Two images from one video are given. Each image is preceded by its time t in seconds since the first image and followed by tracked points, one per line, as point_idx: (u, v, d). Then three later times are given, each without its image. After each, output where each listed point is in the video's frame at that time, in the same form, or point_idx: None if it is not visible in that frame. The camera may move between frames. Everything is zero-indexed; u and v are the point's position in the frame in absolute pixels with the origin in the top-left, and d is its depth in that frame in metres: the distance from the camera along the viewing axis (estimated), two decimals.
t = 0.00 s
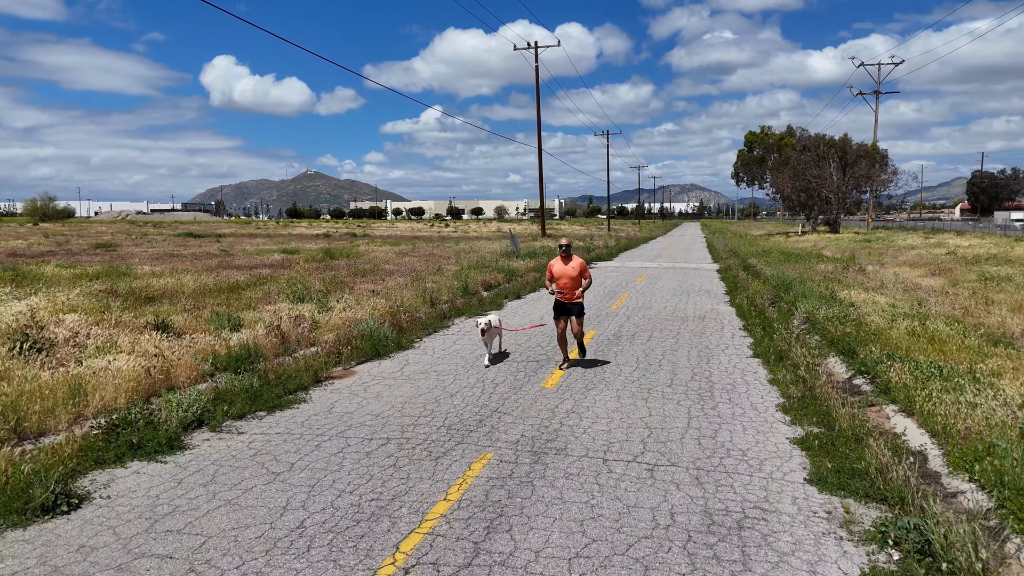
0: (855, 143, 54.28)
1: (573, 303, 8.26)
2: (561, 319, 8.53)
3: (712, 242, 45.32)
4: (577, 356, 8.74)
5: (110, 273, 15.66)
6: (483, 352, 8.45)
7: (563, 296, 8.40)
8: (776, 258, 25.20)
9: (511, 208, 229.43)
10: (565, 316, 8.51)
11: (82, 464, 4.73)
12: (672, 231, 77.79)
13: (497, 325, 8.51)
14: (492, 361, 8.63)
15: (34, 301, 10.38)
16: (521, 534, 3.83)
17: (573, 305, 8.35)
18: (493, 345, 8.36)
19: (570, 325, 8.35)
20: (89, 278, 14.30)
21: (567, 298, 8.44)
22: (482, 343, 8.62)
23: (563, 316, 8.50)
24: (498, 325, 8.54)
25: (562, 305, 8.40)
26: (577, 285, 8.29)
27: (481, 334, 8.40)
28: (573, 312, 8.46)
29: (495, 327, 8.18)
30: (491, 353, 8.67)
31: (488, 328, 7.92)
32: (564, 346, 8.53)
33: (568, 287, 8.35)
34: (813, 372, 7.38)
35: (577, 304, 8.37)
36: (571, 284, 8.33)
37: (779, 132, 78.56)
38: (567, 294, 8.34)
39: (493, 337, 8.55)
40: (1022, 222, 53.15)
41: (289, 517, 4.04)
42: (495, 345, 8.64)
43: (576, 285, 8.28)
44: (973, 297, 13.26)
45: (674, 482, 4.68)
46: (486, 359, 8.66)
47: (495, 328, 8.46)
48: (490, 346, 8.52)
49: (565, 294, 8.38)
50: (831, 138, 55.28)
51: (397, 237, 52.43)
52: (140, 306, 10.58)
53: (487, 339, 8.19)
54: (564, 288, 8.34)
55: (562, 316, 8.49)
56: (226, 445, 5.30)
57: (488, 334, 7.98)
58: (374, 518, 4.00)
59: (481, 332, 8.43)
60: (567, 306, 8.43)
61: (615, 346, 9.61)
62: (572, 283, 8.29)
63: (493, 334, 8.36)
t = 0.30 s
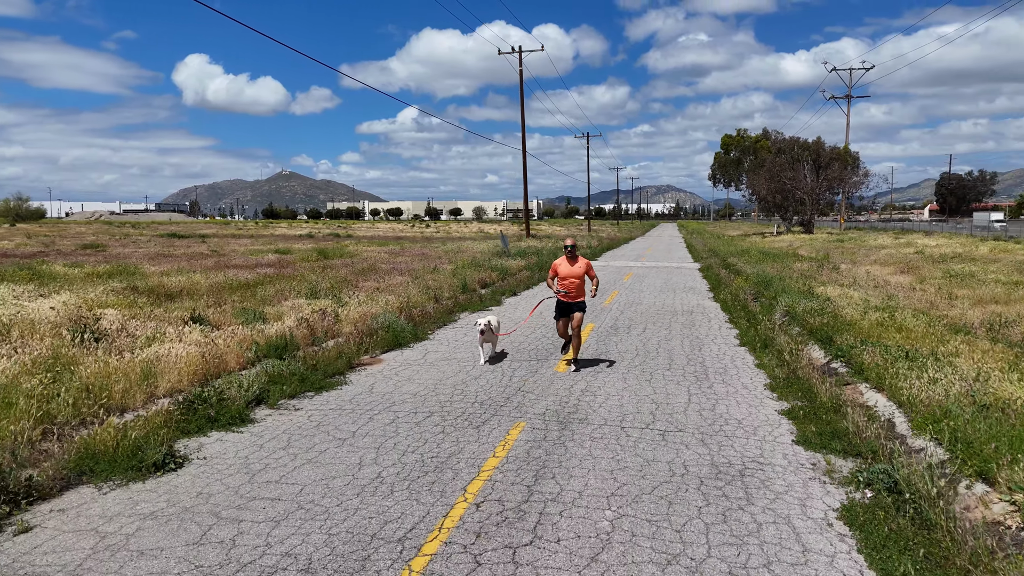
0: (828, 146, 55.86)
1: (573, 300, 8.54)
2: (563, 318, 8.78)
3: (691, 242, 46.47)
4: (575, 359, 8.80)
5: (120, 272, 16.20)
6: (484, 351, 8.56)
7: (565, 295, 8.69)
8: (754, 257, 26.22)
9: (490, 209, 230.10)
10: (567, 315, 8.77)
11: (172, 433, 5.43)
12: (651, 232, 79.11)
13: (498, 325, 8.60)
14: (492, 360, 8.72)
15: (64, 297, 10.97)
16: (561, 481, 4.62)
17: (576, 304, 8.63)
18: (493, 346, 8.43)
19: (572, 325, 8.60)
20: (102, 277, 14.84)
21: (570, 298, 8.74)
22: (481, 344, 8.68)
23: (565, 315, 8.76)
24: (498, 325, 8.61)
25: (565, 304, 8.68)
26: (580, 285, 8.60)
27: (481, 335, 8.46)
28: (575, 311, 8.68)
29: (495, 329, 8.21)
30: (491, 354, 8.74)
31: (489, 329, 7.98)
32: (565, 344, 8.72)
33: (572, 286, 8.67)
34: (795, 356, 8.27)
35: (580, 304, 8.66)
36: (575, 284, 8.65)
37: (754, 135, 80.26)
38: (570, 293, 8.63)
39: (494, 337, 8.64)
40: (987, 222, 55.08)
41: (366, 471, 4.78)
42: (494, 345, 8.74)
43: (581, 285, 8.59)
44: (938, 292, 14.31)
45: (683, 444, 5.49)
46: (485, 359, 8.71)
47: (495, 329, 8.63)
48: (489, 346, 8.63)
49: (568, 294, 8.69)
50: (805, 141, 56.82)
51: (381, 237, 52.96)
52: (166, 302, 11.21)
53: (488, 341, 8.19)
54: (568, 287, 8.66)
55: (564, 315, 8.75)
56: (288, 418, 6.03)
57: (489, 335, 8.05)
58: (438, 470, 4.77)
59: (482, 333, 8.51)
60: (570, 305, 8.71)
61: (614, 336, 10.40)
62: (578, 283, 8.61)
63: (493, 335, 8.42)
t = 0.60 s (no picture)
0: (803, 148, 57.36)
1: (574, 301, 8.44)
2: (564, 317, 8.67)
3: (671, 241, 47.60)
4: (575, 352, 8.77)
5: (128, 270, 16.73)
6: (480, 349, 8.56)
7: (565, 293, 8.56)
8: (733, 256, 27.19)
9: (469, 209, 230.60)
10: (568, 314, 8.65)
11: (238, 406, 6.13)
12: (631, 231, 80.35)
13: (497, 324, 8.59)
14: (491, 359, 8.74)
15: (89, 293, 11.52)
16: (583, 444, 5.39)
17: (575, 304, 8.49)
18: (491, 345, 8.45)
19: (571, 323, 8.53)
20: (113, 275, 15.38)
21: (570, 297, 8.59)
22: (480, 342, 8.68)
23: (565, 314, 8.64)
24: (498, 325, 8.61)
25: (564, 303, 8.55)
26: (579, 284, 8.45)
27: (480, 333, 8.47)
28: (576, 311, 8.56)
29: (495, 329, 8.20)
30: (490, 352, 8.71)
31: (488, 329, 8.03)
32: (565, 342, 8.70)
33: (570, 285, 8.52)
34: (777, 343, 9.17)
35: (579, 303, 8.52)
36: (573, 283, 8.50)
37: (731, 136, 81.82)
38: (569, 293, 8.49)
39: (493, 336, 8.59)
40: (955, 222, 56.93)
41: (416, 437, 5.52)
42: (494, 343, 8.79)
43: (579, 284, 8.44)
44: (906, 287, 15.37)
45: (685, 415, 6.30)
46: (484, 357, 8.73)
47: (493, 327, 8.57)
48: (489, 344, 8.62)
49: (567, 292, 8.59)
50: (781, 143, 58.28)
51: (365, 237, 53.45)
52: (186, 297, 11.81)
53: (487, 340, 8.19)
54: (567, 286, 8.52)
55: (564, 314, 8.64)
56: (333, 396, 6.76)
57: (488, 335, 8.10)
58: (479, 435, 5.56)
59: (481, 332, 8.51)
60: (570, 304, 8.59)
61: (610, 328, 11.18)
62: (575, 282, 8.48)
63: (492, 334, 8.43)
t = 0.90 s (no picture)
0: (780, 149, 58.74)
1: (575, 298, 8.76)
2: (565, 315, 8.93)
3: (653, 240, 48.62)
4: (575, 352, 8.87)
5: (136, 268, 17.29)
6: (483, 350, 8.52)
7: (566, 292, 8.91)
8: (715, 255, 28.15)
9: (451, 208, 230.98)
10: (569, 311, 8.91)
11: (287, 385, 6.88)
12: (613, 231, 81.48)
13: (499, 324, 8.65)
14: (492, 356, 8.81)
15: (112, 289, 12.13)
16: (595, 415, 6.20)
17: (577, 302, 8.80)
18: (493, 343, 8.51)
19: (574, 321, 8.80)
20: (124, 273, 15.94)
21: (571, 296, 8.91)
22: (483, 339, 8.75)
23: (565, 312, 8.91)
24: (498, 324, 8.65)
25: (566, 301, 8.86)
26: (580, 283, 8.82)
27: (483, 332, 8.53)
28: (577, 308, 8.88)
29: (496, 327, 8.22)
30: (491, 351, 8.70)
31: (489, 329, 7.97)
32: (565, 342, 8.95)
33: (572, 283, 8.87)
34: (760, 333, 10.05)
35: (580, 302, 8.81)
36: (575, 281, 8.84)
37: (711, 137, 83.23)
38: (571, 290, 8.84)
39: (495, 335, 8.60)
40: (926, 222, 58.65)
41: (449, 412, 6.29)
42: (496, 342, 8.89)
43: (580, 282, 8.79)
44: (878, 283, 16.38)
45: (681, 392, 7.15)
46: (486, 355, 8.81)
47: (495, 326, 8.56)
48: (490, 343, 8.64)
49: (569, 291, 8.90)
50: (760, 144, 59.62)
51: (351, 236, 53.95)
52: (205, 292, 12.46)
53: (489, 339, 8.25)
54: (569, 284, 8.90)
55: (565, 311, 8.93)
56: (367, 379, 7.53)
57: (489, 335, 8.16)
58: (504, 408, 6.35)
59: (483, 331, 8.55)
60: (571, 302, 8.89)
61: (605, 320, 12.00)
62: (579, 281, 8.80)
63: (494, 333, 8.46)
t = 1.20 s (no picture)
0: (762, 150, 60.01)
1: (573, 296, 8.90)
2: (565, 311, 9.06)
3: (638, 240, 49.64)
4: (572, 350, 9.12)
5: (145, 267, 17.89)
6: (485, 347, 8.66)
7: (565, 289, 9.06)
8: (699, 253, 29.13)
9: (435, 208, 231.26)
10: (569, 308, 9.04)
11: (324, 369, 7.62)
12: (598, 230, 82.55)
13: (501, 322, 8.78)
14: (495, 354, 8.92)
15: (135, 286, 12.77)
16: (602, 393, 7.02)
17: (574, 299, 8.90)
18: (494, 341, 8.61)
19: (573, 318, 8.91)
20: (136, 271, 16.54)
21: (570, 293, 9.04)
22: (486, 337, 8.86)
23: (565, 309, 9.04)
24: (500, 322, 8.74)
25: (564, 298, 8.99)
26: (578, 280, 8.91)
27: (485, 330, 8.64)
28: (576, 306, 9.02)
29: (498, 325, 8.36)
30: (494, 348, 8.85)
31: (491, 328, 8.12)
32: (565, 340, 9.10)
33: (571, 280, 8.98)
34: (745, 324, 10.94)
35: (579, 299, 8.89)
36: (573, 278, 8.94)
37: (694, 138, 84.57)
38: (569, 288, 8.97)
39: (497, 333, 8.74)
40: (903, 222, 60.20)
41: (472, 392, 7.07)
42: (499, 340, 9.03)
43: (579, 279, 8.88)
44: (854, 279, 17.36)
45: (676, 375, 8.00)
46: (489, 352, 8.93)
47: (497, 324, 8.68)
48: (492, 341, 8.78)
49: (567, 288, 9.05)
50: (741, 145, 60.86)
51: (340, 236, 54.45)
52: (222, 289, 13.14)
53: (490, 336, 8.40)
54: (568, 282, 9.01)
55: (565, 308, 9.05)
56: (392, 365, 8.29)
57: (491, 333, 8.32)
58: (521, 388, 7.14)
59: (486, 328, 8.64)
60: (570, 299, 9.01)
61: (601, 314, 12.83)
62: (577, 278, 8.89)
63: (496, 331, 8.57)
